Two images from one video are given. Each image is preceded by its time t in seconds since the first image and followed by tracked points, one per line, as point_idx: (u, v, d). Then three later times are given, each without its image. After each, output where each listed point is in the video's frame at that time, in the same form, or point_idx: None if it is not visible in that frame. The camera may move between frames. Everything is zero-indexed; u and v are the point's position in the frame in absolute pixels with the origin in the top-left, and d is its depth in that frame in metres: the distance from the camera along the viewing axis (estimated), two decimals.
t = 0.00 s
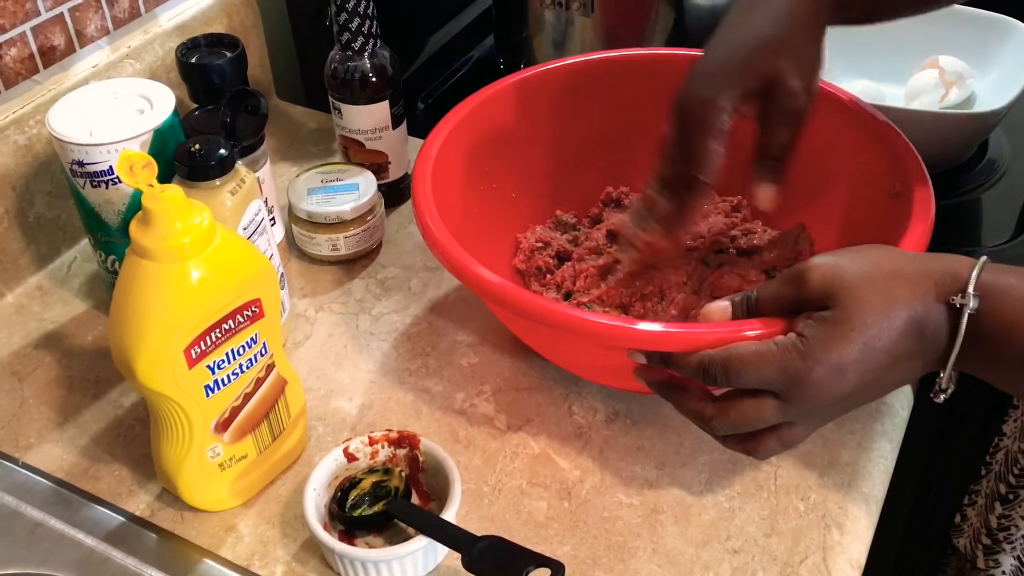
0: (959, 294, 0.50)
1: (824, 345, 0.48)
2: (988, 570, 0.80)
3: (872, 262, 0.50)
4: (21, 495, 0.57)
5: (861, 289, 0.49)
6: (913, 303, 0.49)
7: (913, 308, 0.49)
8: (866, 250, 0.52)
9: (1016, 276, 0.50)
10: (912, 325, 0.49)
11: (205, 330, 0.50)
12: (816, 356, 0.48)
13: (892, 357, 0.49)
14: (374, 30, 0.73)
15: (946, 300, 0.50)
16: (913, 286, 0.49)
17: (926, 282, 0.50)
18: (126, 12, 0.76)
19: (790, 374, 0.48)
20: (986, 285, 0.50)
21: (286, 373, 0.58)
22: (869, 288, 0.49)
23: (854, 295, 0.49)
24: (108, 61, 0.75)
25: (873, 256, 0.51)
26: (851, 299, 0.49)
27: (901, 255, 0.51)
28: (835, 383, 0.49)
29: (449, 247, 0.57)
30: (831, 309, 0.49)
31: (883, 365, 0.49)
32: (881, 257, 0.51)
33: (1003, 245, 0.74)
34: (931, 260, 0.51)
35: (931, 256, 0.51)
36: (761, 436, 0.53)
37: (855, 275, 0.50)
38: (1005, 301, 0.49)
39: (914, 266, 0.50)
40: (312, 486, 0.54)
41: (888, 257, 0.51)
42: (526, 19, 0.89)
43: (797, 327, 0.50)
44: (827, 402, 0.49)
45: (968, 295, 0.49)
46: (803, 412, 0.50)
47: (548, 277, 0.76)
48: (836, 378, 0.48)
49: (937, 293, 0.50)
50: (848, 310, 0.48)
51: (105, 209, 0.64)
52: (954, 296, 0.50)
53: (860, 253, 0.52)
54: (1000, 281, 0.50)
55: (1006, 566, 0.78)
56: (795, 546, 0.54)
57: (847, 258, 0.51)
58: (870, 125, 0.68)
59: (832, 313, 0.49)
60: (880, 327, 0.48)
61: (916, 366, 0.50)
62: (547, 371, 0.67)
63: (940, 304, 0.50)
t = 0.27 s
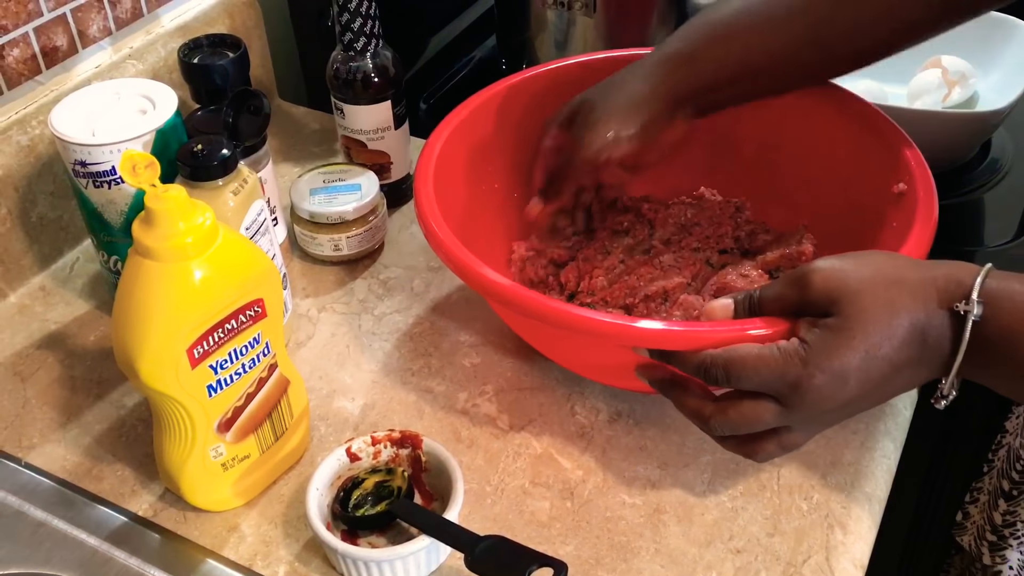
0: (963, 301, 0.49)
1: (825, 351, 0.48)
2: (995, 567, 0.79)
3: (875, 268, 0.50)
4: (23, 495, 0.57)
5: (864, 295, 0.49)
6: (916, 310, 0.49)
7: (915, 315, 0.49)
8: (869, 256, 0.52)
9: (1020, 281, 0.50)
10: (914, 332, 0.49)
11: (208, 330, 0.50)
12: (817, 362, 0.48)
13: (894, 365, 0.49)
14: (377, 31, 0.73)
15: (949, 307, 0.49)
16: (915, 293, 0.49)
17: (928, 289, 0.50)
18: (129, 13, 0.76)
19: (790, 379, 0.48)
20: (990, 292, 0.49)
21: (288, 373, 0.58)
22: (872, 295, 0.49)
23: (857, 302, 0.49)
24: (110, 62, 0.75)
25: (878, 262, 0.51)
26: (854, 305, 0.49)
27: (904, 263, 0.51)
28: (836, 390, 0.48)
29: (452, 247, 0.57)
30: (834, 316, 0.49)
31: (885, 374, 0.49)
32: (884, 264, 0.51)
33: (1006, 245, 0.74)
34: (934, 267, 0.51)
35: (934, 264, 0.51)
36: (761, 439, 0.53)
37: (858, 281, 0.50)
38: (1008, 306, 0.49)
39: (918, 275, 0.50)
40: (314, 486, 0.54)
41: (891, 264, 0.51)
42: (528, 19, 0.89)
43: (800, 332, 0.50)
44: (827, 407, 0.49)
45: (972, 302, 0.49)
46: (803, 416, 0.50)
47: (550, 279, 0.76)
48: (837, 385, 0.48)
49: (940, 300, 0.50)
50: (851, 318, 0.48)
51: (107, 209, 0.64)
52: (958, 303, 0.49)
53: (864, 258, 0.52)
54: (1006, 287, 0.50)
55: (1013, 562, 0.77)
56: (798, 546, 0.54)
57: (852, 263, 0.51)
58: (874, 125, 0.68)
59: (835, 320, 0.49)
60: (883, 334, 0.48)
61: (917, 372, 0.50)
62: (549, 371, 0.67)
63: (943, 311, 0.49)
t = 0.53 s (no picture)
0: (957, 301, 0.49)
1: (823, 354, 0.48)
2: None
3: (872, 270, 0.50)
4: (23, 496, 0.57)
5: (861, 297, 0.49)
6: (913, 311, 0.49)
7: (911, 316, 0.49)
8: (866, 258, 0.52)
9: (1013, 280, 0.50)
10: (911, 333, 0.49)
11: (207, 331, 0.50)
12: (816, 365, 0.48)
13: (891, 366, 0.49)
14: (376, 31, 0.73)
15: (944, 308, 0.49)
16: (912, 293, 0.49)
17: (925, 290, 0.50)
18: (129, 14, 0.76)
19: (788, 381, 0.49)
20: (986, 292, 0.49)
21: (288, 374, 0.58)
22: (870, 297, 0.49)
23: (854, 304, 0.49)
24: (110, 62, 0.75)
25: (877, 264, 0.51)
26: (851, 308, 0.49)
27: (902, 264, 0.51)
28: (833, 392, 0.49)
29: (451, 248, 0.57)
30: (831, 319, 0.49)
31: (881, 375, 0.49)
32: (881, 266, 0.51)
33: (1005, 246, 0.74)
34: (931, 269, 0.51)
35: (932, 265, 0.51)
36: (758, 440, 0.53)
37: (856, 283, 0.50)
38: (1002, 304, 0.49)
39: (914, 275, 0.50)
40: (314, 487, 0.54)
41: (888, 266, 0.51)
42: (528, 19, 0.89)
43: (798, 334, 0.50)
44: (825, 409, 0.50)
45: (966, 302, 0.49)
46: (801, 418, 0.51)
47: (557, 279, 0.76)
48: (835, 387, 0.48)
49: (936, 300, 0.49)
50: (848, 320, 0.48)
51: (107, 210, 0.64)
52: (953, 303, 0.49)
53: (861, 260, 0.52)
54: (997, 284, 0.49)
55: None
56: (798, 547, 0.54)
57: (848, 265, 0.51)
58: (874, 126, 0.68)
59: (833, 323, 0.49)
60: (880, 337, 0.48)
61: (914, 372, 0.50)
62: (549, 372, 0.67)
63: (938, 311, 0.49)
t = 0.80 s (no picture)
0: (951, 301, 0.49)
1: (817, 353, 0.48)
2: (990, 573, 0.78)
3: (866, 268, 0.50)
4: (24, 496, 0.57)
5: (855, 296, 0.49)
6: (907, 309, 0.49)
7: (906, 314, 0.49)
8: (858, 257, 0.52)
9: (1007, 279, 0.50)
10: (905, 330, 0.49)
11: (208, 331, 0.50)
12: (811, 364, 0.48)
13: (887, 365, 0.49)
14: (377, 32, 0.73)
15: (938, 307, 0.49)
16: (907, 292, 0.49)
17: (920, 289, 0.50)
18: (129, 14, 0.76)
19: (783, 381, 0.49)
20: (982, 292, 0.49)
21: (288, 375, 0.58)
22: (864, 295, 0.49)
23: (848, 302, 0.49)
24: (110, 63, 0.75)
25: (871, 262, 0.51)
26: (846, 306, 0.49)
27: (898, 262, 0.51)
28: (831, 391, 0.49)
29: (455, 245, 0.57)
30: (827, 319, 0.49)
31: (878, 373, 0.49)
32: (875, 264, 0.51)
33: (1005, 246, 0.74)
34: (924, 266, 0.51)
35: (924, 262, 0.51)
36: (756, 441, 0.53)
37: (850, 281, 0.50)
38: (997, 302, 0.49)
39: (907, 273, 0.50)
40: (314, 487, 0.54)
41: (883, 263, 0.51)
42: (528, 20, 0.89)
43: (793, 334, 0.50)
44: (822, 409, 0.50)
45: (960, 302, 0.49)
46: (797, 418, 0.51)
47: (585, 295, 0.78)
48: (831, 386, 0.48)
49: (932, 299, 0.50)
50: (843, 318, 0.48)
51: (108, 211, 0.64)
52: (947, 303, 0.49)
53: (854, 259, 0.52)
54: (991, 284, 0.50)
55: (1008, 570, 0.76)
56: (798, 547, 0.54)
57: (842, 263, 0.51)
58: (877, 125, 0.68)
59: (828, 322, 0.49)
60: (875, 335, 0.48)
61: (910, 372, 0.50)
62: (549, 373, 0.67)
63: (932, 311, 0.49)
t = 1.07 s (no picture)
0: (951, 303, 0.49)
1: (814, 353, 0.48)
2: (992, 560, 0.80)
3: (863, 269, 0.50)
4: (23, 498, 0.57)
5: (852, 296, 0.49)
6: (904, 311, 0.49)
7: (903, 316, 0.49)
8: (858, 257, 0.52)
9: (1006, 281, 0.50)
10: (903, 332, 0.49)
11: (207, 333, 0.50)
12: (807, 365, 0.48)
13: (884, 366, 0.49)
14: (376, 33, 0.74)
15: (938, 309, 0.50)
16: (903, 294, 0.49)
17: (917, 291, 0.50)
18: (128, 15, 0.76)
19: (779, 381, 0.48)
20: (979, 293, 0.49)
21: (288, 376, 0.58)
22: (861, 295, 0.49)
23: (845, 303, 0.49)
24: (109, 64, 0.75)
25: (869, 262, 0.51)
26: (842, 306, 0.49)
27: (896, 262, 0.51)
28: (827, 392, 0.48)
29: (455, 242, 0.57)
30: (823, 319, 0.49)
31: (876, 374, 0.49)
32: (873, 264, 0.51)
33: (1005, 247, 0.74)
34: (922, 268, 0.51)
35: (923, 264, 0.51)
36: (753, 441, 0.53)
37: (847, 282, 0.50)
38: (997, 307, 0.49)
39: (905, 274, 0.50)
40: (314, 488, 0.54)
41: (881, 264, 0.51)
42: (528, 20, 0.89)
43: (789, 334, 0.50)
44: (819, 410, 0.49)
45: (960, 303, 0.49)
46: (793, 419, 0.50)
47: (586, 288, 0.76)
48: (827, 387, 0.48)
49: (929, 302, 0.50)
50: (840, 318, 0.48)
51: (106, 212, 0.64)
52: (946, 304, 0.49)
53: (851, 259, 0.52)
54: (991, 288, 0.50)
55: (1012, 553, 0.78)
56: (798, 548, 0.54)
57: (840, 264, 0.51)
58: (879, 124, 0.68)
59: (824, 322, 0.49)
60: (871, 335, 0.48)
61: (908, 373, 0.50)
62: (549, 373, 0.67)
63: (931, 312, 0.49)
